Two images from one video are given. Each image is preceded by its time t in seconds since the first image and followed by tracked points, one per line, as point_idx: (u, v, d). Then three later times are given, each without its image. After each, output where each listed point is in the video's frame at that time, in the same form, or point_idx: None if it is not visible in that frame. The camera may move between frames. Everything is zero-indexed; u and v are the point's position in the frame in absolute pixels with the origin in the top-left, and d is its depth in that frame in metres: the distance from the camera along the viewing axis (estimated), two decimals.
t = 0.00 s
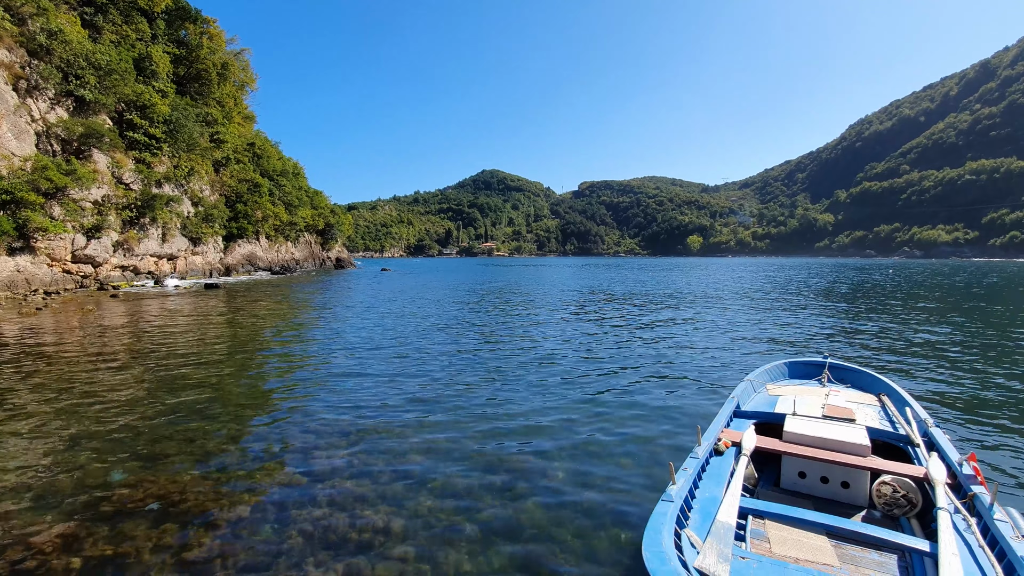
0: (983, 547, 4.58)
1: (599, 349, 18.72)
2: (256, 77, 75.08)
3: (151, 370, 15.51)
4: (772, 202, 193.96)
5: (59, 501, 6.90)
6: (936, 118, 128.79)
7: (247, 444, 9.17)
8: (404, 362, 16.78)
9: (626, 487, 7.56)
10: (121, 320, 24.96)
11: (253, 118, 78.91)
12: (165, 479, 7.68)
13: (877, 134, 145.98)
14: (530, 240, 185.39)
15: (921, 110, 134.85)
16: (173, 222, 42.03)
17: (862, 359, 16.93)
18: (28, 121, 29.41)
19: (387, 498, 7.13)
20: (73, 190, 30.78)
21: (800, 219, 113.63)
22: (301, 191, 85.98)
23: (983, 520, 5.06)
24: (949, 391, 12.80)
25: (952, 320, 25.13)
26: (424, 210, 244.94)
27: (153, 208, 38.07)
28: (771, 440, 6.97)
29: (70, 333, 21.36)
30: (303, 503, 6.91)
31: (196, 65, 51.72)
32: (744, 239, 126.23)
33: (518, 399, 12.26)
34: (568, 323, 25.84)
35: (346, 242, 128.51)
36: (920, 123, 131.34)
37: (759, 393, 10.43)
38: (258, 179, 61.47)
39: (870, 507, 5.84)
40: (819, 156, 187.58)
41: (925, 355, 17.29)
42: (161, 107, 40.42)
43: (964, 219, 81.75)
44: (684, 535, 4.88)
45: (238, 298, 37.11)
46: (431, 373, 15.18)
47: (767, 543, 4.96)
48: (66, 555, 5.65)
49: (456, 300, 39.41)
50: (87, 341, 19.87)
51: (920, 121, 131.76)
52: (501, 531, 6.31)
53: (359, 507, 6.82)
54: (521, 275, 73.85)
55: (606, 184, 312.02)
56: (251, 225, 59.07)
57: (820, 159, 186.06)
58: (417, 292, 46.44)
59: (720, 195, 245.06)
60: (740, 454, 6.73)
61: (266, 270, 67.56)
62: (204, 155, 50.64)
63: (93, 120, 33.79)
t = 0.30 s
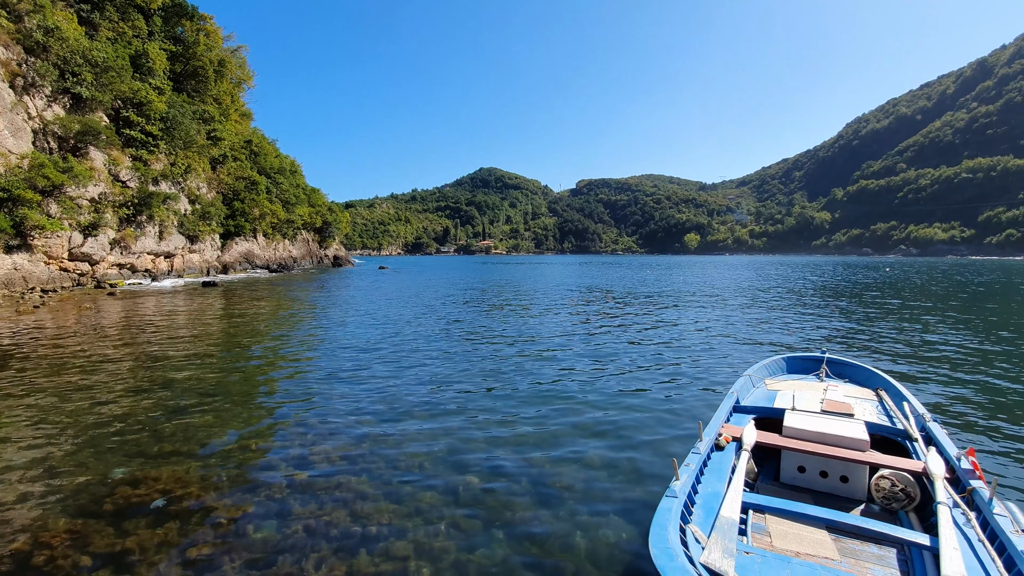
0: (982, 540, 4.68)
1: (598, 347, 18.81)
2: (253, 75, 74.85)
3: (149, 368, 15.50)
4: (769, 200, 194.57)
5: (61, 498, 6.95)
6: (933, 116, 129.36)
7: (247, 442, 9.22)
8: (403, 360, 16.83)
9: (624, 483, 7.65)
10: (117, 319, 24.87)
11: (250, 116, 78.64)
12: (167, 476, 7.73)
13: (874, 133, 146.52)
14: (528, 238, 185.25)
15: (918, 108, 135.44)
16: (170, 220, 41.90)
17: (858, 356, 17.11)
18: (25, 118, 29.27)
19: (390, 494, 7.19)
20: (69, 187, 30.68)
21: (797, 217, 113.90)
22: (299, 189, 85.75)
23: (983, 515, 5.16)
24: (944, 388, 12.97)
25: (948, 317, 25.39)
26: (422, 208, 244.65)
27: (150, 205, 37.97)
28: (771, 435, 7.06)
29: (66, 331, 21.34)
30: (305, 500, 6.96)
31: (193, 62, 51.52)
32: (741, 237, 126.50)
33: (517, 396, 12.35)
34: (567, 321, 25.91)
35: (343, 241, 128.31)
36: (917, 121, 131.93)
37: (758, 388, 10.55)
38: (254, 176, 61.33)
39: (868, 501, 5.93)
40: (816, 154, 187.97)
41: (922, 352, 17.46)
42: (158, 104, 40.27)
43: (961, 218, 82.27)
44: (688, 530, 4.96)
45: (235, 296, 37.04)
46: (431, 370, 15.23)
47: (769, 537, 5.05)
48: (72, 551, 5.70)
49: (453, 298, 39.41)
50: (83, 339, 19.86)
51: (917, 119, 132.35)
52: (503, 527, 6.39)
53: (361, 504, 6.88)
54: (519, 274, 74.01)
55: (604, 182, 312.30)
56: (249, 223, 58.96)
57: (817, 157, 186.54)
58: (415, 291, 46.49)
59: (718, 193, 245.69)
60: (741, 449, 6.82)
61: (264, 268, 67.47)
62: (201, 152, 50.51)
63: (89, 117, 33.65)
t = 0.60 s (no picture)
0: (975, 532, 4.88)
1: (595, 344, 18.96)
2: (247, 71, 74.51)
3: (144, 366, 15.52)
4: (764, 197, 195.81)
5: (65, 494, 7.08)
6: (925, 115, 130.60)
7: (245, 438, 9.36)
8: (401, 357, 16.97)
9: (620, 478, 7.84)
10: (111, 317, 24.75)
11: (244, 112, 78.25)
12: (167, 472, 7.86)
13: (867, 131, 147.69)
14: (523, 236, 185.32)
15: (911, 106, 136.78)
16: (163, 216, 41.69)
17: (851, 351, 17.38)
18: (18, 115, 29.05)
19: (393, 489, 7.35)
20: (63, 184, 30.51)
21: (791, 215, 114.59)
22: (293, 186, 85.46)
23: (976, 507, 5.37)
24: (936, 383, 13.23)
25: (940, 314, 25.81)
26: (417, 205, 244.24)
27: (143, 202, 37.78)
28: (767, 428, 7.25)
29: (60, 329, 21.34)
30: (309, 495, 7.10)
31: (186, 58, 51.23)
32: (736, 235, 127.21)
33: (515, 393, 12.50)
34: (562, 318, 26.06)
35: (338, 238, 128.01)
36: (910, 119, 133.22)
37: (753, 382, 10.78)
38: (248, 173, 61.16)
39: (862, 492, 6.13)
40: (810, 152, 189.01)
41: (913, 348, 17.78)
42: (151, 101, 40.06)
43: (953, 215, 83.34)
44: (689, 522, 5.14)
45: (229, 294, 36.97)
46: (429, 367, 15.39)
47: (766, 529, 5.23)
48: (79, 547, 5.83)
49: (449, 295, 39.51)
50: (77, 337, 19.87)
51: (909, 118, 133.61)
52: (503, 521, 6.56)
53: (364, 499, 7.04)
54: (515, 271, 74.13)
55: (598, 179, 312.63)
56: (243, 220, 58.71)
57: (811, 155, 187.78)
58: (411, 288, 46.54)
59: (713, 191, 246.83)
60: (738, 442, 7.01)
61: (258, 265, 67.28)
62: (194, 149, 50.29)
63: (82, 114, 33.47)
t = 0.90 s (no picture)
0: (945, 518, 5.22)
1: (582, 341, 19.18)
2: (228, 64, 73.42)
3: (123, 364, 15.30)
4: (746, 195, 199.12)
5: (46, 493, 7.09)
6: (902, 116, 134.10)
7: (228, 437, 9.36)
8: (387, 354, 17.04)
9: (605, 471, 8.09)
10: (87, 314, 24.22)
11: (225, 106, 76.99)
12: (149, 471, 7.86)
13: (847, 131, 150.95)
14: (509, 233, 185.22)
15: (889, 107, 140.29)
16: (142, 212, 40.86)
17: (829, 346, 17.97)
18: None
19: (382, 485, 7.49)
20: (37, 179, 29.86)
21: (773, 213, 116.57)
22: (276, 181, 84.38)
23: (945, 494, 5.74)
24: (909, 376, 13.80)
25: (915, 310, 26.72)
26: (402, 202, 242.88)
27: (121, 197, 37.04)
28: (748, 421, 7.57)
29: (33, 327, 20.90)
30: (298, 492, 7.21)
31: (166, 50, 50.21)
32: (719, 233, 129.00)
33: (502, 389, 12.71)
34: (549, 315, 26.30)
35: (321, 234, 126.80)
36: (888, 120, 136.72)
37: (735, 376, 11.13)
38: (230, 168, 60.37)
39: (838, 482, 6.44)
40: (791, 151, 192.24)
41: (888, 343, 18.44)
42: (129, 93, 39.36)
43: (928, 214, 85.92)
44: (674, 511, 5.40)
45: (211, 291, 36.49)
46: (415, 364, 15.50)
47: (747, 518, 5.51)
48: (65, 544, 5.88)
49: (435, 292, 39.46)
50: (51, 335, 19.49)
51: (887, 118, 137.11)
52: (490, 516, 6.74)
53: (354, 495, 7.17)
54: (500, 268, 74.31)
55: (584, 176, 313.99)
56: (224, 216, 57.87)
57: (792, 154, 191.32)
58: (397, 285, 46.41)
59: (697, 189, 250.12)
60: (720, 434, 7.31)
61: (241, 262, 66.44)
62: (173, 143, 49.40)
63: (57, 106, 32.77)
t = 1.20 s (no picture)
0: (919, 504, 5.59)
1: (570, 338, 19.46)
2: (213, 58, 72.48)
3: (107, 362, 15.24)
4: (733, 193, 201.59)
5: (34, 490, 7.20)
6: (886, 115, 136.66)
7: (212, 434, 9.49)
8: (376, 351, 17.18)
9: (589, 467, 8.38)
10: (68, 312, 23.89)
11: (209, 100, 76.01)
12: (134, 469, 7.96)
13: (832, 130, 153.36)
14: (498, 229, 185.00)
15: (873, 107, 142.88)
16: (124, 208, 40.28)
17: (811, 342, 18.49)
18: None
19: (372, 482, 7.70)
20: (17, 174, 29.28)
21: (759, 210, 118.12)
22: (263, 177, 83.48)
23: (920, 482, 6.12)
24: (887, 371, 14.32)
25: (895, 306, 27.52)
26: (391, 198, 241.78)
27: (103, 193, 36.51)
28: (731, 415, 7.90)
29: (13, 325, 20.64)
30: (288, 488, 7.40)
31: (149, 43, 49.51)
32: (706, 230, 130.38)
33: (491, 385, 12.97)
34: (538, 312, 26.58)
35: (309, 230, 125.80)
36: (872, 119, 139.30)
37: (719, 372, 11.50)
38: (215, 164, 59.77)
39: (817, 472, 6.78)
40: (777, 149, 194.60)
41: (869, 339, 19.03)
42: (111, 87, 38.90)
43: (910, 212, 87.89)
44: (659, 499, 5.70)
45: (196, 288, 36.18)
46: (405, 361, 15.69)
47: (730, 507, 5.81)
48: (55, 540, 6.01)
49: (423, 289, 39.51)
50: (32, 333, 19.29)
51: (871, 117, 139.72)
52: (477, 510, 6.99)
53: (345, 492, 7.37)
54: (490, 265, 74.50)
55: (574, 173, 314.70)
56: (209, 212, 57.33)
57: (778, 153, 193.94)
58: (386, 281, 46.40)
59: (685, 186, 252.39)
60: (704, 427, 7.64)
61: (227, 258, 65.87)
62: (157, 138, 48.74)
63: (37, 100, 32.21)
